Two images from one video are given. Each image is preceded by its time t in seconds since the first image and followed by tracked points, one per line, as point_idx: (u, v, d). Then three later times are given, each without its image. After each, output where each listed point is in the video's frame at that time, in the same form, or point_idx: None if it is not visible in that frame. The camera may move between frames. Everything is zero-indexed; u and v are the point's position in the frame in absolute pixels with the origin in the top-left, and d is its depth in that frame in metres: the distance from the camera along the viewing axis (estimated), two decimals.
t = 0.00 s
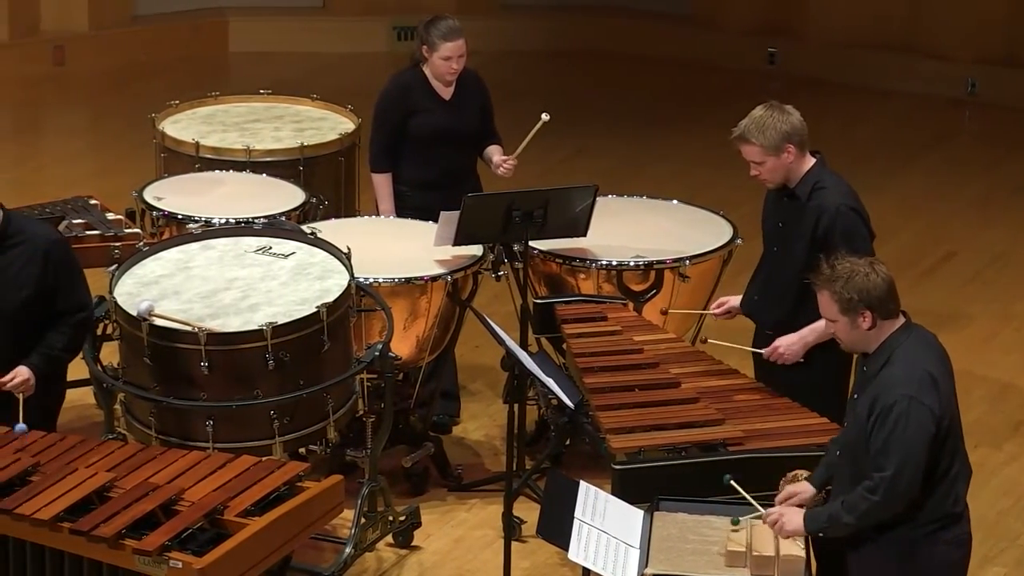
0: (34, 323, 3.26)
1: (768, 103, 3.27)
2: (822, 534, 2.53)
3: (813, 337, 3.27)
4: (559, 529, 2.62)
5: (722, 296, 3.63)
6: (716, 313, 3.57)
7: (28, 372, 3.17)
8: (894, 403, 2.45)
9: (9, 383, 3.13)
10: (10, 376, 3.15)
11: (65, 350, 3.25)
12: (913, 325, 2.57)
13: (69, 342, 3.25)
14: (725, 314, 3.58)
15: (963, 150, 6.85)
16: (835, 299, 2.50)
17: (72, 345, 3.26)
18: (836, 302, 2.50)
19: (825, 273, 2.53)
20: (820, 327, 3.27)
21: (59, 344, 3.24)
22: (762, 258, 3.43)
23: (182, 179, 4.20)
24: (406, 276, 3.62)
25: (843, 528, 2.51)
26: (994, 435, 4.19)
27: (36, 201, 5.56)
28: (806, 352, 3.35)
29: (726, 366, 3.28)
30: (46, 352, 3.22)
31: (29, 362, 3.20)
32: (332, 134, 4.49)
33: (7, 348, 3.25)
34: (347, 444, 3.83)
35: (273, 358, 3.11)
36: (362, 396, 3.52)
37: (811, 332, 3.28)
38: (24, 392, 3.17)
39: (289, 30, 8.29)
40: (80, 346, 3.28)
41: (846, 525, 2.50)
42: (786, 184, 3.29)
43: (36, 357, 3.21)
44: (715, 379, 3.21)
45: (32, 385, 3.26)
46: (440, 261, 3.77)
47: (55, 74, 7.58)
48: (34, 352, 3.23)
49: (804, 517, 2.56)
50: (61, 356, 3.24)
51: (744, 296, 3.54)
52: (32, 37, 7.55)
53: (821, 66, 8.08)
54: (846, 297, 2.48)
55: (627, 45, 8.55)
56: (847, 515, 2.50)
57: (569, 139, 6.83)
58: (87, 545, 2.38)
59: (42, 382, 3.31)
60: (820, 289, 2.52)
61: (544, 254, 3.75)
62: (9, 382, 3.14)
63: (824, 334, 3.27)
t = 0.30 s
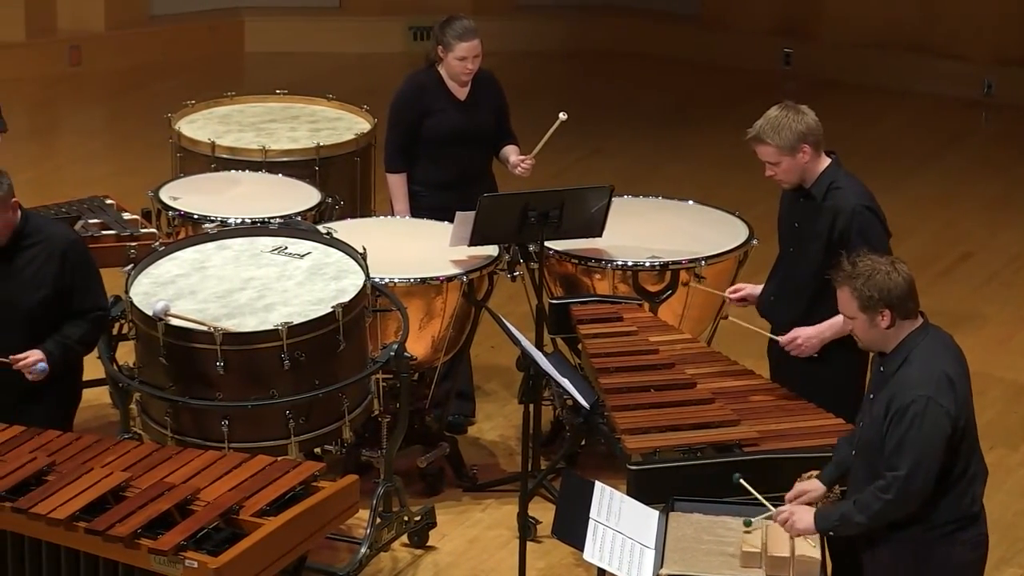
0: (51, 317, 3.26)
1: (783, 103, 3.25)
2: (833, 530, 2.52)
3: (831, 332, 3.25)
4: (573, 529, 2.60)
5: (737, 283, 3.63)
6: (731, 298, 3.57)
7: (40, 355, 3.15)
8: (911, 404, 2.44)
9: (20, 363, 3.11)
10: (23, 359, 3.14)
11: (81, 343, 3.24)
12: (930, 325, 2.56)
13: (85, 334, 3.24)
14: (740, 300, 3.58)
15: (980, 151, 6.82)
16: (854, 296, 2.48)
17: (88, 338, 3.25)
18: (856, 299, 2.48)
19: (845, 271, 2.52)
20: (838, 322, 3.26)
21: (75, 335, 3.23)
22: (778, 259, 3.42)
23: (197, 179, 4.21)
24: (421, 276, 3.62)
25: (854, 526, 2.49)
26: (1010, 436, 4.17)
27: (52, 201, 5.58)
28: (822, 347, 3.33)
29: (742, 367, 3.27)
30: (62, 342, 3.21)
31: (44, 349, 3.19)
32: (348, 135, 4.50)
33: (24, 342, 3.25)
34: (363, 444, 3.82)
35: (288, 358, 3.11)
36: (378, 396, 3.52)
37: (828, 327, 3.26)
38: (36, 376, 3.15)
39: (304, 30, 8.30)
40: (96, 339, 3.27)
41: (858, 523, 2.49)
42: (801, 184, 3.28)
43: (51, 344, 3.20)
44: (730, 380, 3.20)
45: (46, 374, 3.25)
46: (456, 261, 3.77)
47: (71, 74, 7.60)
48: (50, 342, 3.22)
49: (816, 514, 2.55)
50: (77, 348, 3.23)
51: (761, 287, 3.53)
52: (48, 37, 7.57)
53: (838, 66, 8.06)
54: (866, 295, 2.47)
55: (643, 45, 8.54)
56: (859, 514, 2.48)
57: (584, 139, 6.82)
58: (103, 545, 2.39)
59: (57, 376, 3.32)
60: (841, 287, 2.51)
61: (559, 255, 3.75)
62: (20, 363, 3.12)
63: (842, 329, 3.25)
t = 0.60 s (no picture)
0: (68, 319, 3.27)
1: (800, 104, 3.24)
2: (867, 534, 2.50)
3: (850, 345, 3.24)
4: (590, 530, 2.61)
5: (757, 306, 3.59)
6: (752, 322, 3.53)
7: (64, 372, 3.19)
8: (932, 403, 2.43)
9: (45, 384, 3.16)
10: (45, 377, 3.18)
11: (98, 348, 3.26)
12: (947, 326, 2.55)
13: (102, 339, 3.25)
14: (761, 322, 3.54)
15: (1000, 152, 6.79)
16: (870, 297, 2.47)
17: (105, 343, 3.26)
18: (871, 301, 2.47)
19: (862, 272, 2.51)
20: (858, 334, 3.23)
21: (92, 341, 3.25)
22: (796, 260, 3.40)
23: (215, 179, 4.21)
24: (438, 276, 3.62)
25: (889, 527, 2.48)
26: None
27: (70, 201, 5.60)
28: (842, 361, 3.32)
29: (759, 367, 3.27)
30: (80, 349, 3.23)
31: (63, 359, 3.21)
32: (365, 135, 4.50)
33: (41, 345, 3.26)
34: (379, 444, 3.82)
35: (305, 358, 3.12)
36: (394, 397, 3.51)
37: (846, 340, 3.24)
38: (61, 393, 3.19)
39: (320, 30, 8.31)
40: (113, 344, 3.28)
41: (892, 524, 2.47)
42: (819, 185, 3.26)
43: (70, 354, 3.22)
44: (747, 381, 3.20)
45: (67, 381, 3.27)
46: (473, 261, 3.77)
47: (88, 74, 7.63)
48: (68, 350, 3.24)
49: (848, 519, 2.54)
50: (94, 353, 3.25)
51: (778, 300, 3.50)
52: (66, 37, 7.59)
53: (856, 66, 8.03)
54: (881, 296, 2.46)
55: (661, 45, 8.52)
56: (892, 515, 2.47)
57: (601, 139, 6.81)
58: (120, 544, 2.39)
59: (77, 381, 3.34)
60: (856, 287, 2.49)
61: (576, 255, 3.74)
62: (45, 383, 3.16)
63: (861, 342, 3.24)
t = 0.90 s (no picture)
0: (83, 319, 3.28)
1: (814, 106, 3.24)
2: (855, 536, 2.49)
3: (864, 345, 3.23)
4: (605, 529, 2.60)
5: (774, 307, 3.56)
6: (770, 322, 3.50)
7: (77, 368, 3.20)
8: (933, 413, 2.42)
9: (57, 378, 3.16)
10: (58, 371, 3.19)
11: (113, 346, 3.27)
12: (963, 330, 2.54)
13: (116, 338, 3.27)
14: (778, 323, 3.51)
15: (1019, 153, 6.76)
16: (886, 302, 2.46)
17: (119, 341, 3.27)
18: (887, 306, 2.46)
19: (877, 277, 2.49)
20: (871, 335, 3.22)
21: (106, 340, 3.26)
22: (812, 261, 3.39)
23: (233, 179, 4.23)
24: (454, 277, 3.62)
25: (877, 532, 2.47)
26: None
27: (87, 201, 5.62)
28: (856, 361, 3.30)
29: (775, 368, 3.26)
30: (94, 348, 3.25)
31: (77, 357, 3.23)
32: (382, 135, 4.50)
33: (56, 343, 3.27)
34: (396, 444, 3.83)
35: (321, 358, 3.12)
36: (411, 397, 3.52)
37: (861, 339, 3.23)
38: (73, 388, 3.20)
39: (338, 30, 8.33)
40: (127, 343, 3.29)
41: (880, 528, 2.46)
42: (834, 187, 3.26)
43: (84, 351, 3.24)
44: (764, 382, 3.19)
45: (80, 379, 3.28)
46: (490, 261, 3.77)
47: (106, 74, 7.65)
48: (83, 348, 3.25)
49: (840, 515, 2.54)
50: (109, 352, 3.26)
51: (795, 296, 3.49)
52: (84, 37, 7.62)
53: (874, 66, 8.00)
54: (897, 302, 2.45)
55: (677, 46, 8.50)
56: (881, 520, 2.46)
57: (617, 140, 6.80)
58: (136, 544, 2.40)
59: (90, 380, 3.35)
60: (872, 292, 2.48)
61: (593, 257, 3.73)
62: (58, 377, 3.17)
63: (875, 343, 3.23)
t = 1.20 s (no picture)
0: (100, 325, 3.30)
1: (834, 106, 3.23)
2: (876, 542, 2.47)
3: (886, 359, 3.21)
4: (623, 530, 2.60)
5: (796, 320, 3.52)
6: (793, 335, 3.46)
7: (98, 384, 3.19)
8: (954, 417, 2.40)
9: (79, 395, 3.16)
10: (80, 387, 3.18)
11: (132, 354, 3.28)
12: (984, 333, 2.52)
13: (136, 345, 3.28)
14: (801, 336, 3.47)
15: None
16: (904, 308, 2.45)
17: (139, 349, 3.28)
18: (905, 311, 2.45)
19: (895, 282, 2.48)
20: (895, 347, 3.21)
21: (127, 348, 3.27)
22: (830, 261, 3.38)
23: (253, 179, 4.23)
24: (474, 278, 3.62)
25: (895, 538, 2.45)
26: None
27: (107, 201, 5.64)
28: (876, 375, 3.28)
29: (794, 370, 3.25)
30: (115, 357, 3.26)
31: (98, 368, 3.24)
32: (401, 136, 4.51)
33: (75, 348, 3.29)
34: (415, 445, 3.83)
35: (341, 359, 3.12)
36: (430, 397, 3.52)
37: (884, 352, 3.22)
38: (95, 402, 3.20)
39: (357, 30, 8.35)
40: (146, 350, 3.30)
41: (899, 534, 2.45)
42: (853, 188, 3.24)
43: (105, 362, 3.24)
44: (784, 384, 3.18)
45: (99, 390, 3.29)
46: (509, 262, 3.77)
47: (125, 75, 7.68)
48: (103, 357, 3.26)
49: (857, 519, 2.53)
50: (129, 360, 3.28)
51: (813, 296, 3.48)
52: (103, 37, 7.64)
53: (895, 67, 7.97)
54: (914, 306, 2.44)
55: (697, 46, 8.49)
56: (900, 525, 2.44)
57: (636, 141, 6.79)
58: (155, 544, 2.40)
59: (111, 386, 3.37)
60: (890, 298, 2.48)
61: (612, 258, 3.73)
62: (79, 393, 3.17)
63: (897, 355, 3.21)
